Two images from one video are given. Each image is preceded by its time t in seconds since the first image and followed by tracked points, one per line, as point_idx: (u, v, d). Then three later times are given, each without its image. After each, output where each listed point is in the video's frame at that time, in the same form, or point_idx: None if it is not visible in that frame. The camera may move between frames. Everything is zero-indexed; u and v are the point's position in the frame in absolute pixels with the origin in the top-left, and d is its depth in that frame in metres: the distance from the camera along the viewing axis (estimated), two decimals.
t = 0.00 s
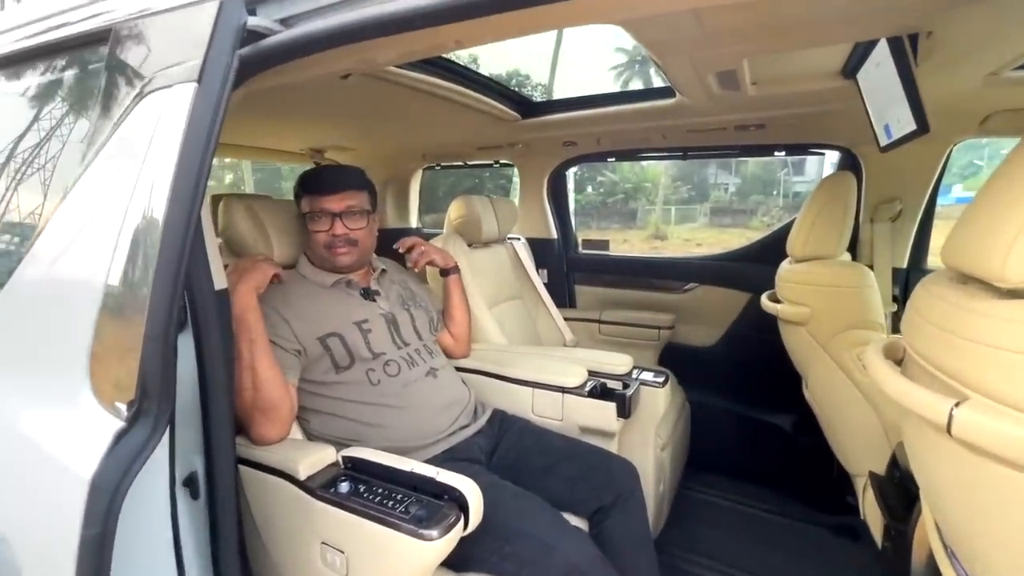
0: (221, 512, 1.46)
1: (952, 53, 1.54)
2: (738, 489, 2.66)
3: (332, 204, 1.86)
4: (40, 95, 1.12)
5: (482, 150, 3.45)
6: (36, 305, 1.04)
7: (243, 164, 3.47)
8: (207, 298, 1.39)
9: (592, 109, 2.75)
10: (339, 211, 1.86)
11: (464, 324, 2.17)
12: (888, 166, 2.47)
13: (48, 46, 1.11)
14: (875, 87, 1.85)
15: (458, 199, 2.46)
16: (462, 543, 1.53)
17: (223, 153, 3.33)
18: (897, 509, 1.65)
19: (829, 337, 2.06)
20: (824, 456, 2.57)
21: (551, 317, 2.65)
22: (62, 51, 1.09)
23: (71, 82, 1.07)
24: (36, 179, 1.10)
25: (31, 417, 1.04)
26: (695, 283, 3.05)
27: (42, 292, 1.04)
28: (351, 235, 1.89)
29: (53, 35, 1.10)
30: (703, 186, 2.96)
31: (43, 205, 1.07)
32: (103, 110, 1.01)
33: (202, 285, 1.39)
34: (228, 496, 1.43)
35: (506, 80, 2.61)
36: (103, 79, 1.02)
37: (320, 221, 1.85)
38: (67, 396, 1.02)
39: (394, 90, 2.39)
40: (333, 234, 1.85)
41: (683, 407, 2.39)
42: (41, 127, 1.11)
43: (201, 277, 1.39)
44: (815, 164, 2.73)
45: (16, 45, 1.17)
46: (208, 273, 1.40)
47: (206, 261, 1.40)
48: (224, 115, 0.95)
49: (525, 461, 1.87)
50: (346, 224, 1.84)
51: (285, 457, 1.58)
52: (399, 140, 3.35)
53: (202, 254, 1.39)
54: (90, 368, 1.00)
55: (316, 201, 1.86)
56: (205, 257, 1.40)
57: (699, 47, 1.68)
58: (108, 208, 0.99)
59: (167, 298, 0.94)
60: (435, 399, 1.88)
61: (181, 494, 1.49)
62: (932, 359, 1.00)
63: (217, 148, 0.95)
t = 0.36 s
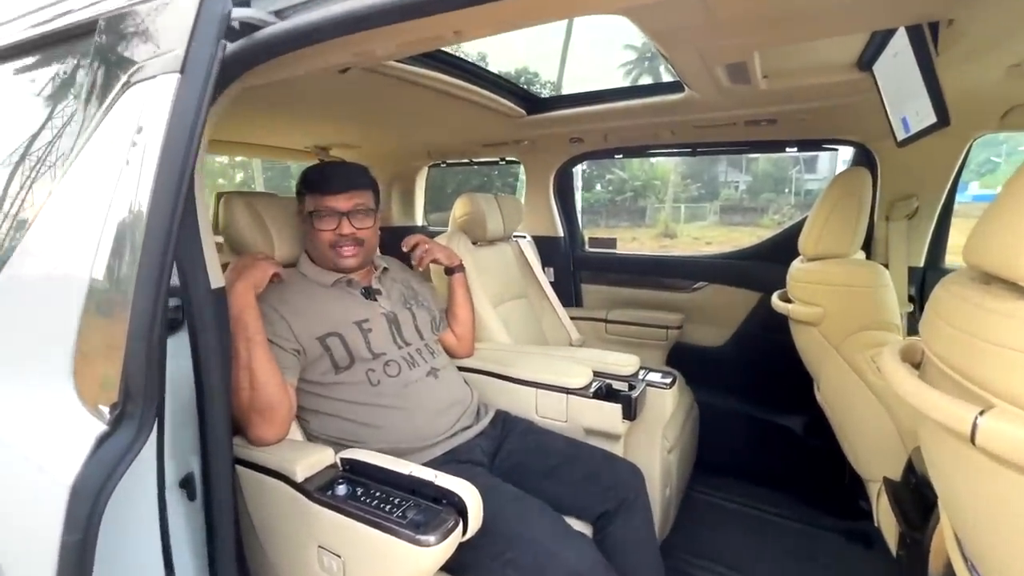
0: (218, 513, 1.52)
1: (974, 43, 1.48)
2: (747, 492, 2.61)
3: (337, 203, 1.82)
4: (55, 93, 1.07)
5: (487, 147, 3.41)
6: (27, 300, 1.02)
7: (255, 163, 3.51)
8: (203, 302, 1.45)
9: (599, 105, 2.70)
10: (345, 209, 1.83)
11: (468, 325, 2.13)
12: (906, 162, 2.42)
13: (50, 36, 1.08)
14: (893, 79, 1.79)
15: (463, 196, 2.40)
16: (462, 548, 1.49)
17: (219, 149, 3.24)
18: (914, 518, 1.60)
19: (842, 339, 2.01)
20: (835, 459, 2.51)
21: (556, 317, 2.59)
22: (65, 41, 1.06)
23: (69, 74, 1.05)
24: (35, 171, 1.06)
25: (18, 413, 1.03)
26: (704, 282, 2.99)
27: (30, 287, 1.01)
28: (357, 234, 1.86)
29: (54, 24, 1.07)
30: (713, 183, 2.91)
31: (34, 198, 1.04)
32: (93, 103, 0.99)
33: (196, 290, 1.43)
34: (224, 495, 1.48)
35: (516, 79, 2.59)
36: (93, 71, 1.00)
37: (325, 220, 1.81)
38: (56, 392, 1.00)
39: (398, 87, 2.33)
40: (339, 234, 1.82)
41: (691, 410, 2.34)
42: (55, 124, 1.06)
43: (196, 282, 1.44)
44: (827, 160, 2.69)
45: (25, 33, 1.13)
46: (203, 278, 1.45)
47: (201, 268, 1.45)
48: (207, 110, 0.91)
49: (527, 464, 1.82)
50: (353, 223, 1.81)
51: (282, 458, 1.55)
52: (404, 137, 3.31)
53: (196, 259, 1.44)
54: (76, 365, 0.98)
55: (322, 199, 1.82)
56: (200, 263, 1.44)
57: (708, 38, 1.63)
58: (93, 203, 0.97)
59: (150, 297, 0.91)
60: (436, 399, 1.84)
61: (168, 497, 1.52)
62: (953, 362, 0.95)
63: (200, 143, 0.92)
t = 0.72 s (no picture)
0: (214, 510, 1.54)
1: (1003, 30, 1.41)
2: (758, 496, 2.55)
3: (356, 199, 1.87)
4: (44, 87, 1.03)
5: (493, 144, 3.37)
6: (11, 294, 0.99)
7: (266, 162, 3.52)
8: (200, 301, 1.49)
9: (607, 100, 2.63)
10: (365, 205, 1.88)
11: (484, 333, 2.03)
12: (926, 158, 2.34)
13: (22, 30, 1.02)
14: (914, 68, 1.72)
15: (466, 194, 2.32)
16: (463, 555, 1.44)
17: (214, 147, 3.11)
18: (935, 530, 1.57)
19: (858, 341, 1.94)
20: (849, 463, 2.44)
21: (564, 315, 2.52)
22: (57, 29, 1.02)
23: (43, 67, 1.00)
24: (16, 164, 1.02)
25: None
26: (715, 281, 2.93)
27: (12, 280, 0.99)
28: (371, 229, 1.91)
29: (33, 17, 1.01)
30: (725, 180, 2.85)
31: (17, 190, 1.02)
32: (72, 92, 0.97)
33: (194, 289, 1.47)
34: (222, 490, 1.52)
35: (527, 77, 2.57)
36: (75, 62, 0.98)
37: (347, 214, 1.84)
38: (31, 393, 0.97)
39: (399, 82, 2.24)
40: (360, 228, 1.86)
41: (702, 413, 2.28)
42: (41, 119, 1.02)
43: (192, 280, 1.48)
44: (842, 155, 2.64)
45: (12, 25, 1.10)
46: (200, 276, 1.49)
47: (198, 268, 1.49)
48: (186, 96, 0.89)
49: (533, 468, 1.78)
50: (375, 218, 1.88)
51: (279, 462, 1.52)
52: (411, 134, 3.28)
53: (193, 259, 1.48)
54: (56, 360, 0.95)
55: (341, 193, 1.85)
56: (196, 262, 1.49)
57: (720, 27, 1.58)
58: (74, 195, 0.95)
59: (129, 293, 0.90)
60: (438, 400, 1.79)
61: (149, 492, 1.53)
62: (980, 367, 0.90)
63: (179, 132, 0.90)
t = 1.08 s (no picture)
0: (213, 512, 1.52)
1: None
2: (771, 499, 2.50)
3: (365, 203, 1.85)
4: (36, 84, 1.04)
5: (502, 140, 3.32)
6: (11, 285, 0.99)
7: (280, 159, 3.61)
8: (198, 299, 1.46)
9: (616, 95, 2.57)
10: (374, 210, 1.86)
11: (489, 338, 1.99)
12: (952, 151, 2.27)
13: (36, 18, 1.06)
14: (940, 57, 1.65)
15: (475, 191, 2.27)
16: (467, 563, 1.40)
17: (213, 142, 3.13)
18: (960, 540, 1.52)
19: (878, 342, 1.88)
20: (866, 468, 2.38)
21: (573, 315, 2.45)
22: (54, 23, 1.03)
23: (43, 67, 1.02)
24: (19, 161, 1.03)
25: None
26: (728, 279, 2.86)
27: (13, 276, 0.99)
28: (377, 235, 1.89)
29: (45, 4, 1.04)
30: (739, 177, 2.79)
31: (13, 192, 1.02)
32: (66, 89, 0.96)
33: (192, 287, 1.45)
34: (222, 491, 1.49)
35: (538, 74, 2.57)
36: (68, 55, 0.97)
37: (356, 220, 1.83)
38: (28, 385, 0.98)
39: (402, 77, 2.19)
40: (368, 234, 1.85)
41: (714, 415, 2.22)
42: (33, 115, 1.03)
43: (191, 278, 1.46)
44: (860, 151, 2.56)
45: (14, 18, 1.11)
46: (199, 274, 1.47)
47: (196, 266, 1.46)
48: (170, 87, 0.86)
49: (538, 471, 1.74)
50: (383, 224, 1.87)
51: (281, 464, 1.49)
52: (420, 131, 3.24)
53: (192, 257, 1.46)
54: (44, 358, 0.96)
55: (348, 198, 1.83)
56: (195, 260, 1.46)
57: (735, 16, 1.52)
58: (63, 190, 0.94)
59: (113, 293, 0.87)
60: (442, 402, 1.75)
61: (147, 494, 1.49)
62: (1011, 374, 0.85)
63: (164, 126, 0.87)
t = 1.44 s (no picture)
0: (215, 513, 1.49)
1: None
2: (785, 504, 2.44)
3: (365, 202, 1.81)
4: (24, 80, 1.03)
5: (511, 136, 3.28)
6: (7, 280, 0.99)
7: (295, 159, 3.70)
8: (198, 297, 1.43)
9: (625, 89, 2.52)
10: (374, 209, 1.82)
11: (498, 340, 1.94)
12: (983, 143, 2.19)
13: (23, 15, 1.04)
14: (965, 46, 1.59)
15: (484, 188, 2.24)
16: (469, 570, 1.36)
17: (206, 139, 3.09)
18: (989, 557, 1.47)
19: (898, 344, 1.82)
20: (884, 473, 2.30)
21: (582, 314, 2.39)
22: (40, 22, 1.02)
23: (32, 65, 1.02)
24: (14, 156, 1.02)
25: None
26: (741, 278, 2.80)
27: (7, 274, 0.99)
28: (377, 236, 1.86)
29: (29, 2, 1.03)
30: (755, 174, 2.72)
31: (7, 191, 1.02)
32: (52, 87, 0.96)
33: (192, 285, 1.42)
34: (223, 492, 1.46)
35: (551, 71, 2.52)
36: (53, 52, 0.96)
37: (354, 219, 1.80)
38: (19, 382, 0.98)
39: (406, 73, 2.15)
40: (366, 234, 1.82)
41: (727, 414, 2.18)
42: (21, 113, 1.03)
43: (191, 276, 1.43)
44: (880, 146, 2.49)
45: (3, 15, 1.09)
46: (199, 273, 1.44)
47: (196, 263, 1.43)
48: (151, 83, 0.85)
49: (544, 474, 1.70)
50: (383, 225, 1.83)
51: (281, 465, 1.47)
52: (429, 128, 3.21)
53: (192, 254, 1.43)
54: (31, 358, 0.95)
55: (350, 197, 1.79)
56: (195, 258, 1.43)
57: (748, 4, 1.48)
58: (49, 183, 0.92)
59: (96, 288, 0.87)
60: (445, 404, 1.71)
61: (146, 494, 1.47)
62: None
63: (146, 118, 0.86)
